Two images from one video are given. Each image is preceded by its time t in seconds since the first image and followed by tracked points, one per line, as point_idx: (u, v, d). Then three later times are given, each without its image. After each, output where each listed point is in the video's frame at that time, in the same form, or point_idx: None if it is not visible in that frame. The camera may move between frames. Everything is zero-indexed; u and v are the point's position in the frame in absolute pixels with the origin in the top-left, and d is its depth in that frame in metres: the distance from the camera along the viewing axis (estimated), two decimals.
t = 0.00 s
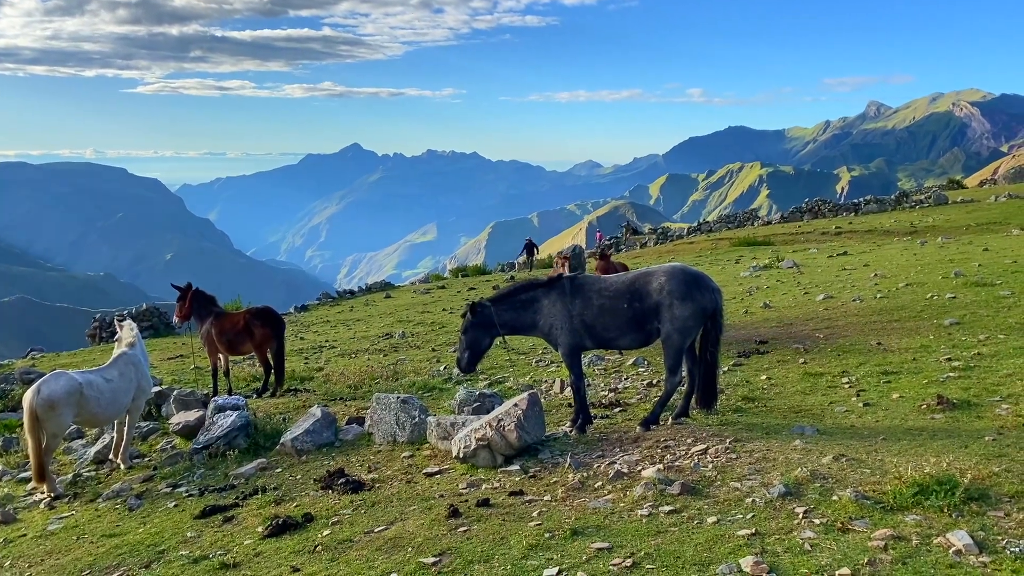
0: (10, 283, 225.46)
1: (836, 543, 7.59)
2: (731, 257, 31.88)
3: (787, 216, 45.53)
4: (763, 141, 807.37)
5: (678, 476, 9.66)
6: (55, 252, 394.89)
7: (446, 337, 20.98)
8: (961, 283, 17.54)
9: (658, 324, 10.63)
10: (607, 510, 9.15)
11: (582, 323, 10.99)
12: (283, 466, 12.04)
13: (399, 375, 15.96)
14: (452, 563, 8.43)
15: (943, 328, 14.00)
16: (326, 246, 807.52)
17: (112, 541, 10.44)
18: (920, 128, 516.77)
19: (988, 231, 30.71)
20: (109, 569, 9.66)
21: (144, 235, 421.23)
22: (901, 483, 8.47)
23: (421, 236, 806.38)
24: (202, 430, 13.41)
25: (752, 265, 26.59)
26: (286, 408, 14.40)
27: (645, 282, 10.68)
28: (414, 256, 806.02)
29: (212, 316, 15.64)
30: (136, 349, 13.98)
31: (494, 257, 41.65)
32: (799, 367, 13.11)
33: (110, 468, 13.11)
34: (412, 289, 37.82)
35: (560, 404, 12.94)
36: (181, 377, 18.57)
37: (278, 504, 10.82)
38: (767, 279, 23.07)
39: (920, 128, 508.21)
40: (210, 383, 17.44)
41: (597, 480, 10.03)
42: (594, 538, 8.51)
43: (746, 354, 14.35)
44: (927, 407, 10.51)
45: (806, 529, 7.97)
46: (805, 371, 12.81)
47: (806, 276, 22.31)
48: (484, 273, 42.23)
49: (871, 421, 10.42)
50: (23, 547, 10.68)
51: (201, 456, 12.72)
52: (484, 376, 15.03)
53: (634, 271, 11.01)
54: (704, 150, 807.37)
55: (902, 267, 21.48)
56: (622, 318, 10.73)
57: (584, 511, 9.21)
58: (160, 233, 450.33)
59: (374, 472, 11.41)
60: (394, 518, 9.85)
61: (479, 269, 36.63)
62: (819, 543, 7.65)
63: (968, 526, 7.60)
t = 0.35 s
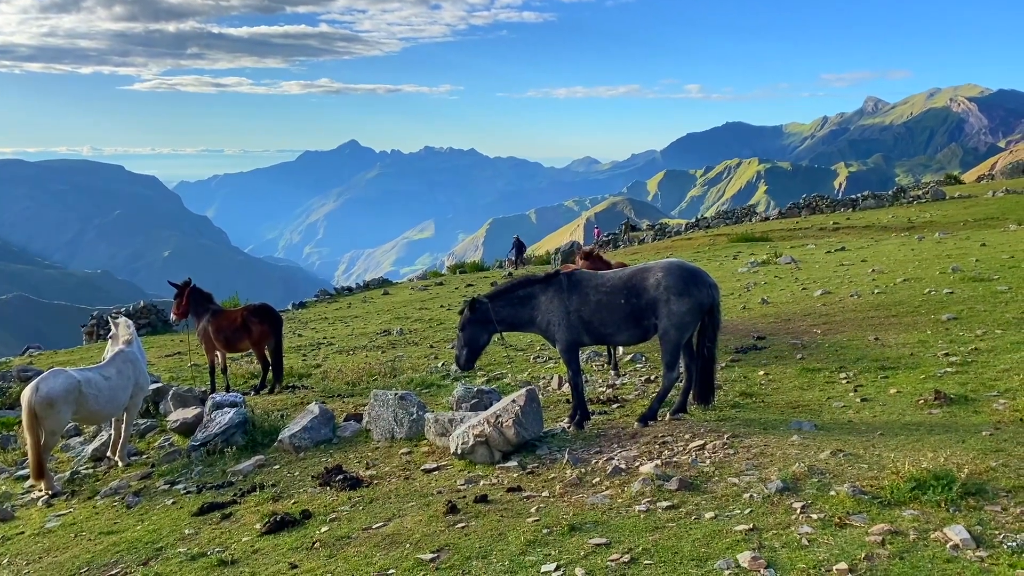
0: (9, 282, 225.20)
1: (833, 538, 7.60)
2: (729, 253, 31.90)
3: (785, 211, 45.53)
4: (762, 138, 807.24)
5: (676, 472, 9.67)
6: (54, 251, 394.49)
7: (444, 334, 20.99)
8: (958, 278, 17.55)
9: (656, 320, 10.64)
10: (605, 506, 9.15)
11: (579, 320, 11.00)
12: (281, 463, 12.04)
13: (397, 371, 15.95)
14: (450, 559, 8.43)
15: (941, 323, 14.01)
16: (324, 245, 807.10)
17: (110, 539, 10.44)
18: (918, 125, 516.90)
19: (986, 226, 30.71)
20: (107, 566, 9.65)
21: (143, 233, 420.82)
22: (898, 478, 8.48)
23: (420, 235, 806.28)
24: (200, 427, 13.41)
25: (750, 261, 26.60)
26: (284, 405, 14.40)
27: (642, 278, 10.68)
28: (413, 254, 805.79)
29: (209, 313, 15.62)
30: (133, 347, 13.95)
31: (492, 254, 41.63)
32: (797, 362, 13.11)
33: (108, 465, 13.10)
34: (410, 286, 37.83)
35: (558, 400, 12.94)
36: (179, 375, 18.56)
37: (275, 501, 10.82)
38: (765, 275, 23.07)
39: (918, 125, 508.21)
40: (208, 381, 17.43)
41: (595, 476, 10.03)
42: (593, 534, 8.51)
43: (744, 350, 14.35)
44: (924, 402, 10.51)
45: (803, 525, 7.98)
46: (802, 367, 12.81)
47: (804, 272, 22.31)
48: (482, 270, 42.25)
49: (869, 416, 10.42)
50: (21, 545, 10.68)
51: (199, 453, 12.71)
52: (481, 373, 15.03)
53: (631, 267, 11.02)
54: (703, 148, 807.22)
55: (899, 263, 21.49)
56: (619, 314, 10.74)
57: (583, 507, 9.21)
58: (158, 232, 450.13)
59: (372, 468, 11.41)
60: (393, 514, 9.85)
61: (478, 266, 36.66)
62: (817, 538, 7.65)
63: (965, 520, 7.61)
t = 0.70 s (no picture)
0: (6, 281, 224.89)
1: (832, 535, 7.60)
2: (727, 250, 31.89)
3: (783, 208, 45.54)
4: (761, 136, 807.20)
5: (675, 469, 9.66)
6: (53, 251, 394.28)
7: (443, 331, 20.99)
8: (956, 275, 17.55)
9: (654, 316, 10.64)
10: (604, 503, 9.15)
11: (578, 317, 11.00)
12: (280, 461, 12.03)
13: (396, 369, 15.95)
14: (449, 556, 8.43)
15: (939, 319, 14.02)
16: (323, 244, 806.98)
17: (109, 537, 10.43)
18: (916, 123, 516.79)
19: (984, 222, 30.71)
20: (106, 564, 9.64)
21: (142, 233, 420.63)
22: (897, 474, 8.48)
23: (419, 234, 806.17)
24: (198, 425, 13.40)
25: (748, 258, 26.60)
26: (283, 403, 14.39)
27: (641, 275, 10.68)
28: (412, 253, 805.73)
29: (207, 311, 15.61)
30: (131, 344, 13.93)
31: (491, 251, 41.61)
32: (795, 359, 13.11)
33: (106, 463, 13.09)
34: (408, 283, 37.85)
35: (557, 397, 12.94)
36: (177, 373, 18.55)
37: (274, 499, 10.82)
38: (763, 271, 23.07)
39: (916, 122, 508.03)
40: (207, 379, 17.42)
41: (594, 473, 10.03)
42: (591, 531, 8.51)
43: (743, 346, 14.35)
44: (923, 398, 10.52)
45: (802, 521, 7.98)
46: (801, 363, 12.81)
47: (802, 268, 22.31)
48: (480, 267, 42.26)
49: (868, 413, 10.42)
50: (19, 543, 10.68)
51: (197, 451, 12.70)
52: (480, 370, 15.03)
53: (630, 264, 11.01)
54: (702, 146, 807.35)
55: (897, 259, 21.49)
56: (618, 310, 10.74)
57: (582, 504, 9.21)
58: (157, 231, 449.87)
59: (371, 466, 11.40)
60: (391, 512, 9.85)
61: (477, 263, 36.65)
62: (816, 534, 7.66)
63: (964, 516, 7.61)
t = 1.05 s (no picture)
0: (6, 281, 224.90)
1: (832, 532, 7.59)
2: (727, 248, 31.89)
3: (783, 206, 45.53)
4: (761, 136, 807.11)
5: (674, 466, 9.66)
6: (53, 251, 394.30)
7: (442, 329, 20.99)
8: (956, 272, 17.55)
9: (653, 314, 10.65)
10: (603, 500, 9.14)
11: (578, 314, 10.99)
12: (279, 459, 12.03)
13: (395, 367, 15.94)
14: (448, 554, 8.43)
15: (938, 316, 14.02)
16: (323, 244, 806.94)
17: (107, 536, 10.43)
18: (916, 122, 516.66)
19: (984, 219, 30.69)
20: (106, 562, 9.64)
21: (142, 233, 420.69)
22: (896, 471, 8.48)
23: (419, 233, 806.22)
24: (197, 424, 13.40)
25: (748, 255, 26.63)
26: (282, 401, 14.40)
27: (640, 272, 10.68)
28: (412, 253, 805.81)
29: (206, 310, 15.60)
30: (130, 343, 13.91)
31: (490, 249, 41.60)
32: (795, 356, 13.10)
33: (105, 462, 13.08)
34: (407, 281, 37.87)
35: (556, 395, 12.93)
36: (177, 371, 18.55)
37: (273, 497, 10.81)
38: (763, 268, 23.07)
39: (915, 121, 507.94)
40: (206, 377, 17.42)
41: (593, 470, 10.03)
42: (591, 528, 8.50)
43: (742, 344, 14.34)
44: (922, 396, 10.51)
45: (801, 518, 7.97)
46: (800, 361, 12.81)
47: (801, 266, 22.31)
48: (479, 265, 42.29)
49: (867, 410, 10.42)
50: (18, 542, 10.68)
51: (196, 450, 12.69)
52: (479, 368, 15.04)
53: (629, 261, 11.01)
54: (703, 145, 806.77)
55: (896, 256, 21.49)
56: (617, 308, 10.74)
57: (581, 501, 9.21)
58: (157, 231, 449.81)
59: (370, 464, 11.40)
60: (391, 510, 9.84)
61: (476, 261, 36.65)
62: (815, 532, 7.65)
63: (963, 513, 7.61)
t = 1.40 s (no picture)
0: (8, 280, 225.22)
1: (832, 531, 7.58)
2: (728, 246, 31.86)
3: (784, 204, 45.47)
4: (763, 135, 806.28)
5: (674, 465, 9.66)
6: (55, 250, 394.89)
7: (443, 327, 21.00)
8: (957, 270, 17.51)
9: (653, 311, 10.65)
10: (603, 499, 9.14)
11: (579, 313, 10.99)
12: (279, 457, 12.04)
13: (396, 365, 15.94)
14: (448, 553, 8.43)
15: (939, 315, 13.99)
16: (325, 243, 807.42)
17: (108, 534, 10.45)
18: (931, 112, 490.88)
19: (985, 218, 30.63)
20: (106, 561, 9.66)
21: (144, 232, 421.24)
22: (897, 470, 8.46)
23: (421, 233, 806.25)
24: (198, 422, 13.41)
25: (748, 254, 26.60)
26: (283, 399, 14.40)
27: (641, 269, 10.68)
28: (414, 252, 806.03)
29: (206, 309, 15.59)
30: (129, 341, 13.91)
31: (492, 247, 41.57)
32: (795, 355, 13.08)
33: (106, 460, 13.09)
34: (408, 279, 37.89)
35: (557, 393, 12.92)
36: (178, 369, 18.58)
37: (274, 495, 10.82)
38: (764, 267, 23.05)
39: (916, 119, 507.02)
40: (207, 376, 17.42)
41: (594, 469, 10.02)
42: (590, 527, 8.50)
43: (743, 342, 14.33)
44: (923, 394, 10.50)
45: (802, 518, 7.95)
46: (801, 359, 12.79)
47: (802, 264, 22.29)
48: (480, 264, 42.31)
49: (868, 409, 10.40)
50: (19, 540, 10.71)
51: (197, 448, 12.70)
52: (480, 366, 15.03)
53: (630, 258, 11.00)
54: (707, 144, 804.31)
55: (898, 255, 21.45)
56: (617, 305, 10.75)
57: (581, 500, 9.20)
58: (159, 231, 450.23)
59: (370, 463, 11.40)
60: (391, 509, 9.85)
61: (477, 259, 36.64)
62: (816, 531, 7.64)
63: (964, 512, 7.59)
